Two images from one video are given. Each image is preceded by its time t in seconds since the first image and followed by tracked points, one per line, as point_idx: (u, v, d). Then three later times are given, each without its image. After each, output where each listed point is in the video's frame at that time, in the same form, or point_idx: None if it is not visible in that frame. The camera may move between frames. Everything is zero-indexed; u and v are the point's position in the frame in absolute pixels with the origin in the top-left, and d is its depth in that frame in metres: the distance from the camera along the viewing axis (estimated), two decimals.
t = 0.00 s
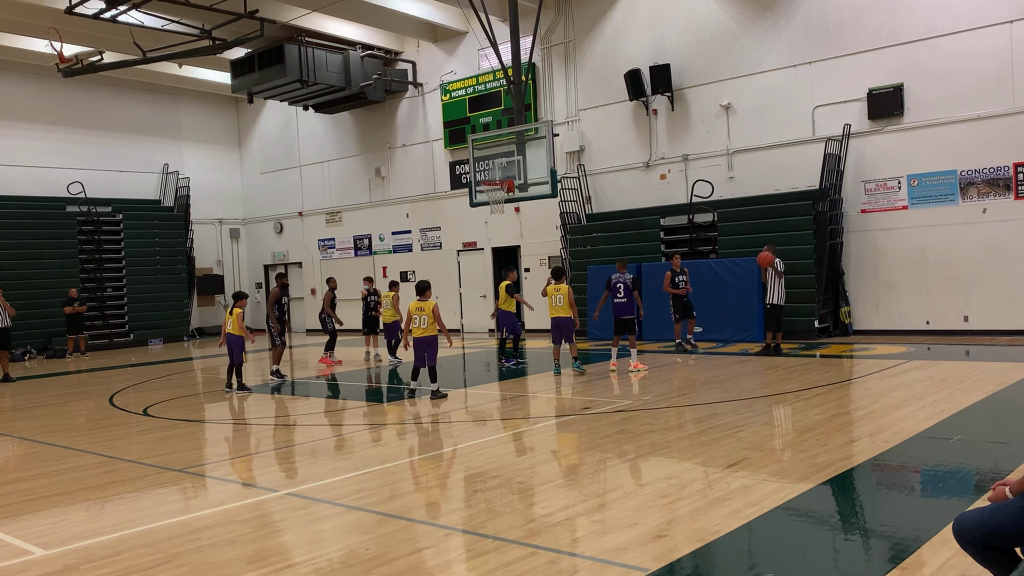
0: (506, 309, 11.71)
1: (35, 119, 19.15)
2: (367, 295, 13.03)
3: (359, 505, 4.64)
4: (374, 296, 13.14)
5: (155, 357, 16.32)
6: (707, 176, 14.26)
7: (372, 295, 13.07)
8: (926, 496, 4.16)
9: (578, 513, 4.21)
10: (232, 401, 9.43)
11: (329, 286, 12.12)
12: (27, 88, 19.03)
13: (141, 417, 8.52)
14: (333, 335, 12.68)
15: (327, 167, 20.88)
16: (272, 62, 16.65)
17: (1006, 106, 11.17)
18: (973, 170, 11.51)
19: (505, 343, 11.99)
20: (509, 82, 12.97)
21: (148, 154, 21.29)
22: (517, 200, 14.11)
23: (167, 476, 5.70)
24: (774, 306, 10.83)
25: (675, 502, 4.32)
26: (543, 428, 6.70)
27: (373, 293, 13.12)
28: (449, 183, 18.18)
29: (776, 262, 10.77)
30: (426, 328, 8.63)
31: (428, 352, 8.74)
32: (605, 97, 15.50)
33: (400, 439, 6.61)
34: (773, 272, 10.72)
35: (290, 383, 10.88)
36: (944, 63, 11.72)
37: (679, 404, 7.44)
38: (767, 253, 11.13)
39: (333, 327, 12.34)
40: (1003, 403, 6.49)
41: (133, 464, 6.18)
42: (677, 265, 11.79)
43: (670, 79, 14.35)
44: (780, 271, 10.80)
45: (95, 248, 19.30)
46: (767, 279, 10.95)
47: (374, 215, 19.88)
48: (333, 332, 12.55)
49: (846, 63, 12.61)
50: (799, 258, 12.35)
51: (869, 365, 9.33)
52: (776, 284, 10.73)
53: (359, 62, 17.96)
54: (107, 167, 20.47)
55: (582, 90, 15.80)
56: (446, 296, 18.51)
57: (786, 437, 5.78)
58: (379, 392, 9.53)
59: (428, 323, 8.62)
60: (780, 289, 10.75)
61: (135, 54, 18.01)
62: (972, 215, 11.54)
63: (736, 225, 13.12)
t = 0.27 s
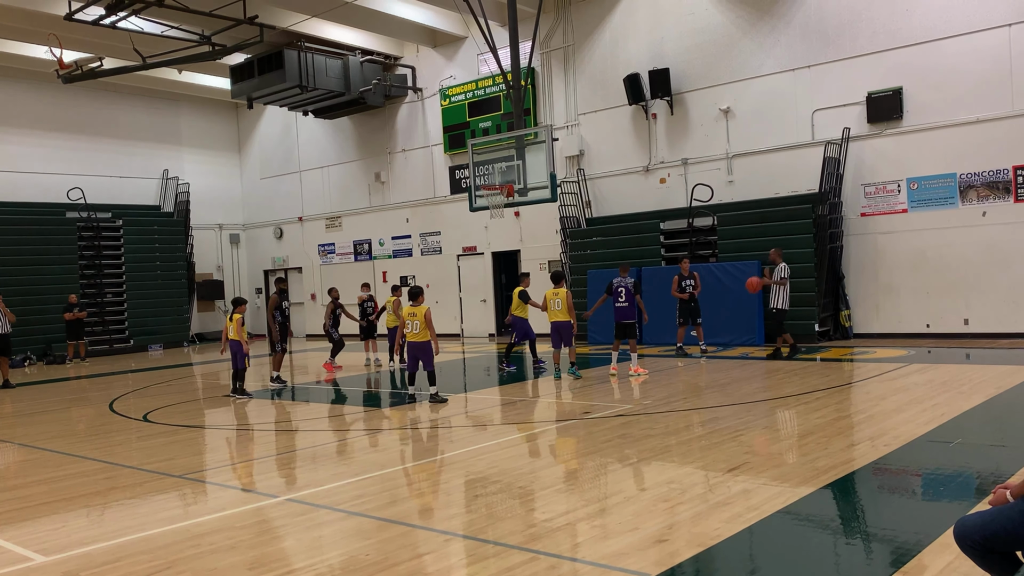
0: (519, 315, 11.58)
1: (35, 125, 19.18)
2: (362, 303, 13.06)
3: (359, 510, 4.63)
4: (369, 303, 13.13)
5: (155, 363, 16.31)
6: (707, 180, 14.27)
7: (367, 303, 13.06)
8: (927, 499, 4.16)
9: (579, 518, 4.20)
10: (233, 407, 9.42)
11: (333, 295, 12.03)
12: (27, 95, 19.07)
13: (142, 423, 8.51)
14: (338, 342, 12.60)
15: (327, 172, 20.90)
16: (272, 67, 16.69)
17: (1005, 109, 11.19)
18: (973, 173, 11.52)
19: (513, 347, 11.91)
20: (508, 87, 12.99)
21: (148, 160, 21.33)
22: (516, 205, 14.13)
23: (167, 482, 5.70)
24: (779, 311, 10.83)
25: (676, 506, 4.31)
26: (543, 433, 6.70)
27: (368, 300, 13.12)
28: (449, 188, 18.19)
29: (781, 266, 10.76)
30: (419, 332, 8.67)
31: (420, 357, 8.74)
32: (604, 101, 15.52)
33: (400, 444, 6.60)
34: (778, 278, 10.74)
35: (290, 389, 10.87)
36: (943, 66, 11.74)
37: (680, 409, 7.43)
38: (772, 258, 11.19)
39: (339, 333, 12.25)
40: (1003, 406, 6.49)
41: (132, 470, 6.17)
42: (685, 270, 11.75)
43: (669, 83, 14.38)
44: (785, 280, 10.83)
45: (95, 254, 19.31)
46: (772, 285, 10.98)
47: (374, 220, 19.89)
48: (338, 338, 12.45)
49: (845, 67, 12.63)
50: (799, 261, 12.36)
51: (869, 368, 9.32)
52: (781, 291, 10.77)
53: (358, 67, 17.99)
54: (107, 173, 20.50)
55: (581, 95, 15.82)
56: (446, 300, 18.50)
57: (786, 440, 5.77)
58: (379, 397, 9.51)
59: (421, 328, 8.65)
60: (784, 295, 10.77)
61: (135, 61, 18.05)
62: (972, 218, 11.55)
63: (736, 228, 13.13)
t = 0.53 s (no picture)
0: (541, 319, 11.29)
1: (35, 130, 19.20)
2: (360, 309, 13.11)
3: (359, 515, 4.62)
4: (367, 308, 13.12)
5: (156, 367, 16.30)
6: (707, 184, 14.27)
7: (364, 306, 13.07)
8: (928, 503, 4.15)
9: (580, 522, 4.20)
10: (232, 412, 9.41)
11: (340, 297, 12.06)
12: (27, 99, 19.09)
13: (141, 428, 8.50)
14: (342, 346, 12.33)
15: (327, 177, 20.91)
16: (272, 72, 16.72)
17: (1004, 112, 11.20)
18: (972, 175, 11.53)
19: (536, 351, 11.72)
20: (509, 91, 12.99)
21: (148, 164, 21.34)
22: (517, 209, 14.13)
23: (167, 487, 5.69)
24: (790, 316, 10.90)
25: (677, 510, 4.30)
26: (544, 437, 6.69)
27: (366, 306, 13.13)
28: (449, 192, 18.20)
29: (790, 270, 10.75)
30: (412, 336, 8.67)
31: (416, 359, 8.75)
32: (604, 105, 15.53)
33: (400, 448, 6.59)
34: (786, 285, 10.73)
35: (290, 394, 10.86)
36: (942, 69, 11.76)
37: (680, 412, 7.42)
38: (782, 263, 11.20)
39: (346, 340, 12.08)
40: (1004, 410, 6.48)
41: (132, 475, 6.16)
42: (693, 273, 11.65)
43: (669, 87, 14.40)
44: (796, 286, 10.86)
45: (95, 259, 19.31)
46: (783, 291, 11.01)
47: (374, 224, 19.89)
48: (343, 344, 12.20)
49: (845, 70, 12.65)
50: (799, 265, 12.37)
51: (869, 371, 9.32)
52: (790, 297, 10.82)
53: (358, 71, 18.02)
54: (107, 178, 20.51)
55: (581, 99, 15.84)
56: (445, 304, 18.50)
57: (787, 444, 5.76)
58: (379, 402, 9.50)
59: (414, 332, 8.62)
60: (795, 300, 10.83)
61: (135, 65, 18.08)
62: (972, 221, 11.56)
63: (736, 232, 13.14)
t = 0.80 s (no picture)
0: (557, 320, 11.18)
1: (35, 133, 19.21)
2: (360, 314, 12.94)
3: (359, 517, 4.62)
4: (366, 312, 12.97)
5: (156, 370, 16.30)
6: (707, 186, 14.29)
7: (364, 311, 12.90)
8: (929, 506, 4.15)
9: (580, 525, 4.19)
10: (233, 414, 9.40)
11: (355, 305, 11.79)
12: (28, 102, 19.11)
13: (142, 430, 8.50)
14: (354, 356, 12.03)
15: (327, 179, 20.92)
16: (272, 75, 16.75)
17: (1003, 115, 11.22)
18: (973, 178, 11.53)
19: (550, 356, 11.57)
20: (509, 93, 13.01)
21: (148, 167, 21.35)
22: (517, 211, 14.13)
23: (168, 489, 5.69)
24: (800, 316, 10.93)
25: (677, 513, 4.30)
26: (544, 439, 6.68)
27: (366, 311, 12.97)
28: (449, 194, 18.20)
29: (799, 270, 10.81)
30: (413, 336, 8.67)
31: (417, 359, 8.75)
32: (604, 108, 15.55)
33: (401, 451, 6.59)
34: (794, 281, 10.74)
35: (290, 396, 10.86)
36: (942, 72, 11.77)
37: (680, 415, 7.42)
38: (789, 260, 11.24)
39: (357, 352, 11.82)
40: (1005, 412, 6.48)
41: (132, 478, 6.16)
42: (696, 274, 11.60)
43: (669, 90, 14.41)
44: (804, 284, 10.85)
45: (95, 261, 19.31)
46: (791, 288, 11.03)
47: (374, 227, 19.90)
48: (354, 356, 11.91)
49: (845, 73, 12.66)
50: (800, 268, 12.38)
51: (870, 374, 9.31)
52: (800, 296, 10.83)
53: (358, 74, 18.03)
54: (107, 180, 20.52)
55: (581, 101, 15.86)
56: (445, 306, 18.49)
57: (787, 447, 5.76)
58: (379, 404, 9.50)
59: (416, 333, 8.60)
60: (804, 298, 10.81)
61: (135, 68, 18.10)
62: (972, 224, 11.56)
63: (736, 235, 13.15)
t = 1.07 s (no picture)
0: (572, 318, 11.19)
1: (35, 134, 19.22)
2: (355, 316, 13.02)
3: (359, 519, 4.62)
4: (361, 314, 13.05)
5: (155, 371, 16.29)
6: (707, 188, 14.29)
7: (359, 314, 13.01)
8: (928, 508, 4.14)
9: (580, 526, 4.19)
10: (232, 416, 9.39)
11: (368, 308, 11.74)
12: (28, 103, 19.13)
13: (141, 432, 8.49)
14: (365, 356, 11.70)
15: (327, 181, 20.92)
16: (272, 76, 16.76)
17: (1004, 117, 11.22)
18: (973, 180, 11.54)
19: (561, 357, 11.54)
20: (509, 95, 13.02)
21: (148, 168, 21.35)
22: (517, 213, 14.13)
23: (168, 490, 5.69)
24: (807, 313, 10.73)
25: (677, 515, 4.30)
26: (544, 441, 6.69)
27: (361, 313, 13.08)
28: (450, 196, 18.21)
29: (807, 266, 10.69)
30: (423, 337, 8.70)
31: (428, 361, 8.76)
32: (604, 109, 15.55)
33: (400, 452, 6.59)
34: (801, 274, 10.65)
35: (290, 398, 10.86)
36: (942, 74, 11.78)
37: (680, 417, 7.42)
38: (795, 254, 11.14)
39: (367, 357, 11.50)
40: (1005, 415, 6.47)
41: (132, 479, 6.16)
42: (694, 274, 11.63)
43: (669, 91, 14.42)
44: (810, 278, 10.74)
45: (95, 263, 19.31)
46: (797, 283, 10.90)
47: (374, 228, 19.90)
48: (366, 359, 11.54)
49: (845, 75, 12.67)
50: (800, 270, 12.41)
51: (870, 376, 9.31)
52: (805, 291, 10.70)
53: (358, 76, 18.06)
54: (107, 182, 20.53)
55: (581, 103, 15.87)
56: (445, 308, 18.48)
57: (787, 449, 5.76)
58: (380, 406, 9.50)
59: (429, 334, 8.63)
60: (809, 292, 10.67)
61: (136, 69, 18.10)
62: (972, 226, 11.56)
63: (736, 237, 13.17)
